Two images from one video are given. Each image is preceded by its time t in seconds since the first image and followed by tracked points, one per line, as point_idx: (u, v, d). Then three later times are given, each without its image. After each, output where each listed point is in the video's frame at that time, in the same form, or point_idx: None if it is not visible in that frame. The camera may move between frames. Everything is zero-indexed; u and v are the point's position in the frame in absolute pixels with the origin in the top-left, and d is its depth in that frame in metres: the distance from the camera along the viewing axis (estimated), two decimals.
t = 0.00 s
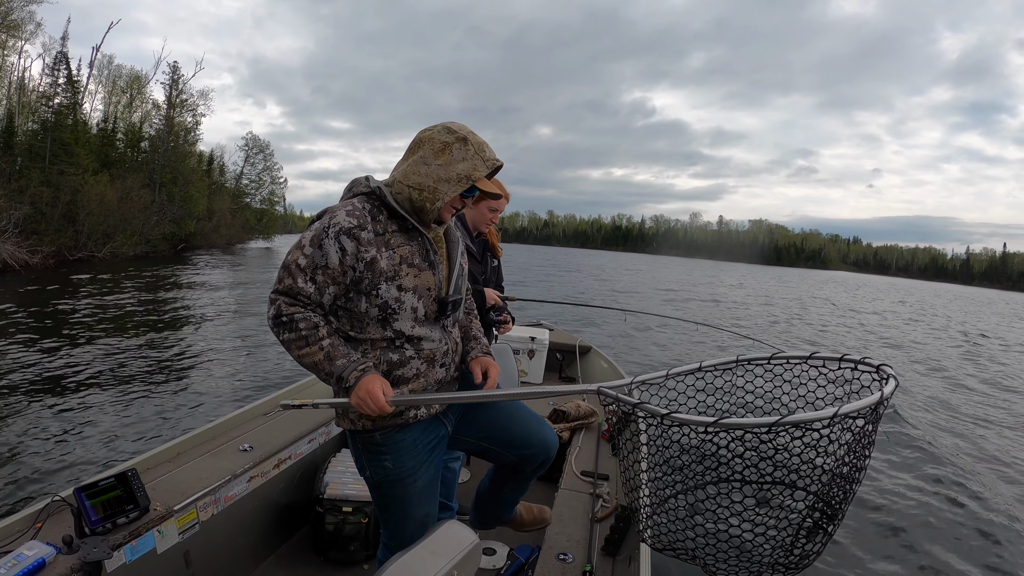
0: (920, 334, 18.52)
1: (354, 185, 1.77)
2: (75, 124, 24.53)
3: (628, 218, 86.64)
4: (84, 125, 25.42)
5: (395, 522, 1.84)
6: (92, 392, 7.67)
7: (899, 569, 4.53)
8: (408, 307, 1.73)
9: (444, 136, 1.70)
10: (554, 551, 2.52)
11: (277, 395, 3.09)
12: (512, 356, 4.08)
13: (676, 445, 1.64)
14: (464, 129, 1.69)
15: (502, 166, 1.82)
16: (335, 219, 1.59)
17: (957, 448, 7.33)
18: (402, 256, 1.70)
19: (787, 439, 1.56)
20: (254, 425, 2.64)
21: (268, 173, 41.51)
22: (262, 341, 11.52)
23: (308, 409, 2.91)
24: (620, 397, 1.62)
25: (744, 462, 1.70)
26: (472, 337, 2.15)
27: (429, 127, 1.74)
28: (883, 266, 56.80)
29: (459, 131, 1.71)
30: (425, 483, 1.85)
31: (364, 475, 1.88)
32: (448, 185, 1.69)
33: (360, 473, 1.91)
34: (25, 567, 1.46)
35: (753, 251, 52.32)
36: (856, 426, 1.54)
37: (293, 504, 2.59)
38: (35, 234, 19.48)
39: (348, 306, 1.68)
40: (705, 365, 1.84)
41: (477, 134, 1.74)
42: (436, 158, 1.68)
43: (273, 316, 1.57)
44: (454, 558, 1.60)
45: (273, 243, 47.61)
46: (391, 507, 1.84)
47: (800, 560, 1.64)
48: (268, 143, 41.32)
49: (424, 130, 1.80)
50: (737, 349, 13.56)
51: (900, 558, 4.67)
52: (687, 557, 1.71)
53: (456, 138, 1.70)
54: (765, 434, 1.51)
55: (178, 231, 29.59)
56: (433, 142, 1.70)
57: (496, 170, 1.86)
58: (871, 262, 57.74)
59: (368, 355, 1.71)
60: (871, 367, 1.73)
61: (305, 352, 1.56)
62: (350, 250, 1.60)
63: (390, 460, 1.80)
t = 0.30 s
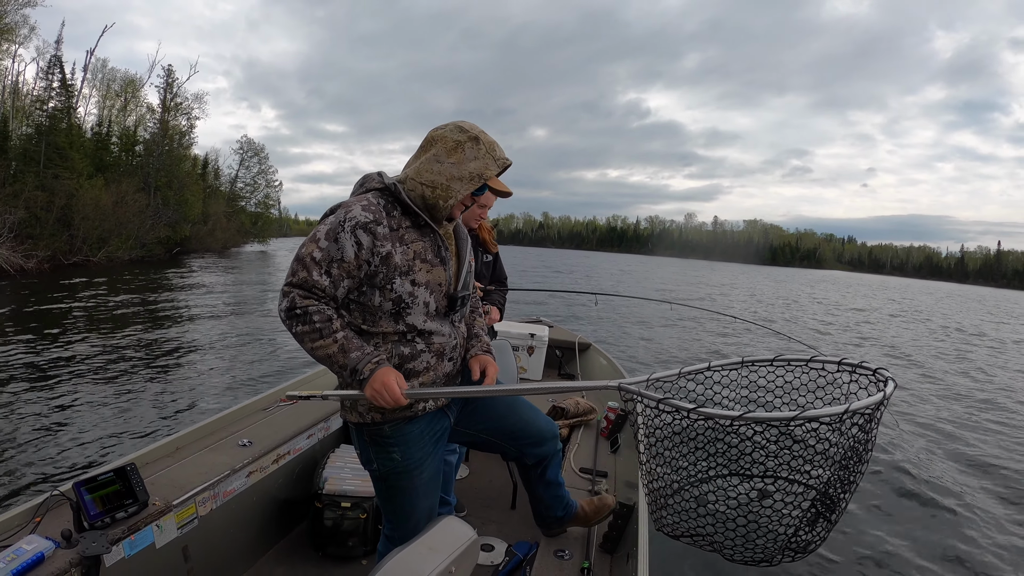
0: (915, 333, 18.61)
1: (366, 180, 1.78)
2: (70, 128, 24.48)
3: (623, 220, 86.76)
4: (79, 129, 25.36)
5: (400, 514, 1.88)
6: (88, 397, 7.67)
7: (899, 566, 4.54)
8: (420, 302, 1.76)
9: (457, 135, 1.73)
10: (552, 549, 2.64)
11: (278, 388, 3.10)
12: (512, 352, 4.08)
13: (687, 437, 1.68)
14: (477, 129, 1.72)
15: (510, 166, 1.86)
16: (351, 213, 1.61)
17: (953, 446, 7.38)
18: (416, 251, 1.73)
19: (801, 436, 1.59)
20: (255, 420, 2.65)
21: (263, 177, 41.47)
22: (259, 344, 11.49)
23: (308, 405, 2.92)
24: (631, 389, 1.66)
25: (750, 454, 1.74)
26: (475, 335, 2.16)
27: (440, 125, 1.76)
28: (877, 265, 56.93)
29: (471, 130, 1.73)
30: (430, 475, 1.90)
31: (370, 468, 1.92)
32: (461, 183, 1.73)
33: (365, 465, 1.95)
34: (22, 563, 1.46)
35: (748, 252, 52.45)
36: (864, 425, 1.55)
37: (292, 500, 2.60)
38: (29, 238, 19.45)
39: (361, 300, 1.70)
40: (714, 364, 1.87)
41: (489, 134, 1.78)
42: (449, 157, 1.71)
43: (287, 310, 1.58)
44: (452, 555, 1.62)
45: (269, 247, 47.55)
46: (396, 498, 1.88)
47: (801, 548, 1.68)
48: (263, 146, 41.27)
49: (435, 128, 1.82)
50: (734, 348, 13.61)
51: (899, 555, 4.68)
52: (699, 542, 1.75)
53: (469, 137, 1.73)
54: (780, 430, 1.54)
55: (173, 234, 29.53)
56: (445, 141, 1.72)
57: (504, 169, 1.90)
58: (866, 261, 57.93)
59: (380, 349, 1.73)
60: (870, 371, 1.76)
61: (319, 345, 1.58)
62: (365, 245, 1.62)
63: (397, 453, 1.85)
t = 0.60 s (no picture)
0: (910, 333, 18.66)
1: (377, 175, 1.80)
2: (65, 130, 24.39)
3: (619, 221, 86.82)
4: (74, 131, 25.26)
5: (399, 506, 1.91)
6: (83, 397, 7.64)
7: (895, 565, 4.56)
8: (423, 298, 1.77)
9: (467, 135, 1.75)
10: (550, 547, 2.66)
11: (277, 386, 3.10)
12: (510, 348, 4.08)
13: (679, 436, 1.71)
14: (486, 130, 1.74)
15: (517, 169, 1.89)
16: (361, 208, 1.62)
17: (949, 445, 7.41)
18: (422, 249, 1.74)
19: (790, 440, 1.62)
20: (255, 417, 2.65)
21: (258, 179, 41.42)
22: (255, 346, 11.48)
23: (307, 402, 2.93)
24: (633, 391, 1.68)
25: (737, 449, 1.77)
26: (475, 335, 2.16)
27: (450, 126, 1.78)
28: (872, 266, 57.02)
29: (481, 131, 1.75)
30: (431, 466, 1.94)
31: (369, 461, 1.94)
32: (470, 183, 1.74)
33: (364, 458, 1.97)
34: (20, 560, 1.46)
35: (744, 253, 52.54)
36: (850, 429, 1.57)
37: (291, 496, 2.61)
38: (24, 241, 19.39)
39: (365, 294, 1.70)
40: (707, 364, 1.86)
41: (498, 136, 1.80)
42: (459, 157, 1.73)
43: (292, 301, 1.58)
44: (450, 552, 1.63)
45: (264, 250, 47.44)
46: (395, 491, 1.90)
47: (786, 537, 1.71)
48: (259, 149, 41.19)
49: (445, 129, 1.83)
50: (730, 349, 13.65)
51: (896, 554, 4.71)
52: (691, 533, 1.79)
53: (478, 138, 1.75)
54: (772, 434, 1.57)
55: (168, 237, 29.47)
56: (455, 141, 1.74)
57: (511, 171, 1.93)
58: (861, 262, 58.05)
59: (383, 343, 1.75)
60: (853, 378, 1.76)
61: (324, 336, 1.59)
62: (374, 239, 1.63)
63: (398, 446, 1.87)
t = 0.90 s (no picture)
0: (907, 334, 18.70)
1: (359, 181, 1.79)
2: (61, 126, 24.25)
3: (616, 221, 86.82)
4: (70, 128, 25.12)
5: (397, 509, 1.90)
6: (80, 396, 7.63)
7: (894, 565, 4.57)
8: (410, 307, 1.76)
9: (453, 138, 1.72)
10: (550, 548, 2.64)
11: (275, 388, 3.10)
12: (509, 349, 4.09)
13: (664, 463, 1.69)
14: (473, 131, 1.71)
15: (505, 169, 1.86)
16: (341, 218, 1.61)
17: (946, 446, 7.43)
18: (405, 257, 1.73)
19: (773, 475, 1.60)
20: (252, 419, 2.65)
21: (254, 177, 41.27)
22: (252, 345, 11.46)
23: (305, 403, 2.92)
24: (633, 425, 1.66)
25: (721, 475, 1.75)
26: (463, 339, 2.03)
27: (435, 128, 1.75)
28: (868, 267, 57.20)
29: (468, 133, 1.72)
30: (428, 468, 1.93)
31: (366, 464, 1.93)
32: (457, 187, 1.72)
33: (361, 462, 1.96)
34: (20, 562, 1.45)
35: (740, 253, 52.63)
36: (832, 464, 1.56)
37: (290, 498, 2.60)
38: (19, 238, 19.27)
39: (350, 304, 1.70)
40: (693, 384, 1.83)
41: (484, 137, 1.77)
42: (445, 160, 1.70)
43: (275, 314, 1.59)
44: (449, 553, 1.63)
45: (260, 248, 47.25)
46: (393, 494, 1.89)
47: (764, 562, 1.71)
48: (255, 146, 41.04)
49: (431, 129, 1.80)
50: (728, 349, 13.67)
51: (895, 555, 4.72)
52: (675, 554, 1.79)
53: (464, 140, 1.72)
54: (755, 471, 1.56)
55: (164, 235, 29.36)
56: (442, 143, 1.70)
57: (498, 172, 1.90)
58: (856, 263, 58.26)
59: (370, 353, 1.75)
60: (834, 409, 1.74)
61: (308, 349, 1.60)
62: (354, 249, 1.62)
63: (395, 448, 1.86)
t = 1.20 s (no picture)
0: (901, 338, 18.82)
1: (377, 185, 1.76)
2: (58, 112, 24.05)
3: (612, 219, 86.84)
4: (67, 114, 24.92)
5: (404, 514, 1.87)
6: (74, 385, 7.56)
7: (892, 570, 4.59)
8: (422, 316, 1.73)
9: (474, 145, 1.67)
10: (554, 549, 2.58)
11: (276, 394, 3.05)
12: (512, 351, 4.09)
13: (670, 484, 1.64)
14: (495, 140, 1.67)
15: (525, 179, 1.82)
16: (356, 224, 1.58)
17: (942, 452, 7.47)
18: (421, 265, 1.69)
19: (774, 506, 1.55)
20: (254, 424, 2.61)
21: (251, 167, 41.07)
22: (247, 335, 11.42)
23: (308, 408, 2.88)
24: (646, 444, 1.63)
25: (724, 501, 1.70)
26: (472, 349, 1.91)
27: (457, 134, 1.70)
28: (862, 270, 57.48)
29: (490, 141, 1.68)
30: (436, 475, 1.90)
31: (375, 469, 1.91)
32: (477, 196, 1.68)
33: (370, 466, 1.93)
34: (25, 568, 1.42)
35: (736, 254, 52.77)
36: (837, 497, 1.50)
37: (292, 503, 2.56)
38: (14, 224, 19.12)
39: (362, 311, 1.67)
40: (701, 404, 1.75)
41: (506, 146, 1.73)
42: (465, 168, 1.65)
43: (286, 317, 1.56)
44: (454, 557, 1.59)
45: (255, 238, 47.06)
46: (401, 500, 1.86)
47: None
48: (253, 136, 40.82)
49: (452, 135, 1.75)
50: (725, 349, 13.70)
51: (894, 559, 4.73)
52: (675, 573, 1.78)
53: (486, 148, 1.67)
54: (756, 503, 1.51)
55: (159, 223, 29.21)
56: (462, 150, 1.66)
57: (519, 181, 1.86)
58: (850, 266, 58.51)
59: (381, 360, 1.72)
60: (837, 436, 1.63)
61: (319, 353, 1.58)
62: (369, 256, 1.59)
63: (404, 452, 1.83)
